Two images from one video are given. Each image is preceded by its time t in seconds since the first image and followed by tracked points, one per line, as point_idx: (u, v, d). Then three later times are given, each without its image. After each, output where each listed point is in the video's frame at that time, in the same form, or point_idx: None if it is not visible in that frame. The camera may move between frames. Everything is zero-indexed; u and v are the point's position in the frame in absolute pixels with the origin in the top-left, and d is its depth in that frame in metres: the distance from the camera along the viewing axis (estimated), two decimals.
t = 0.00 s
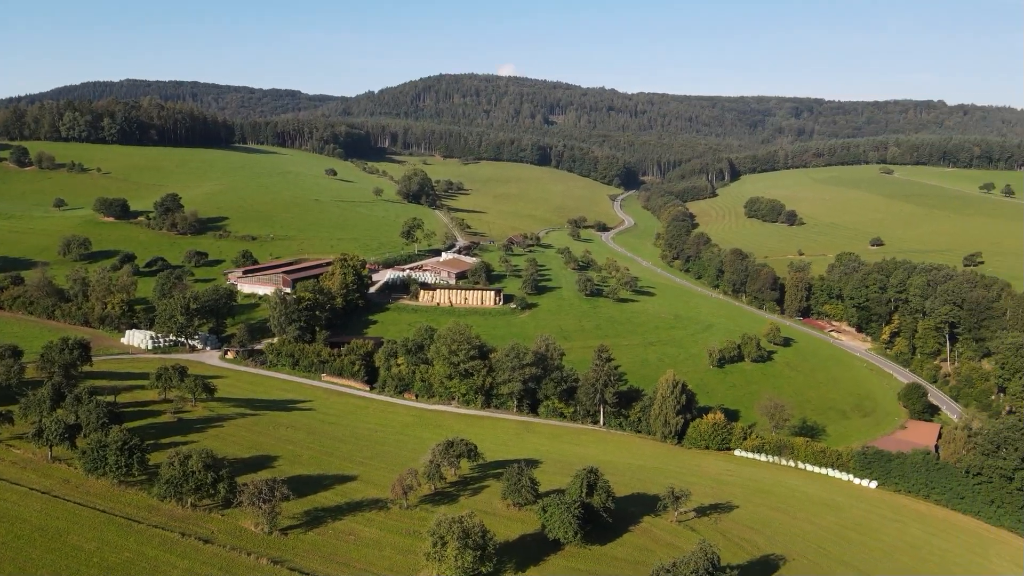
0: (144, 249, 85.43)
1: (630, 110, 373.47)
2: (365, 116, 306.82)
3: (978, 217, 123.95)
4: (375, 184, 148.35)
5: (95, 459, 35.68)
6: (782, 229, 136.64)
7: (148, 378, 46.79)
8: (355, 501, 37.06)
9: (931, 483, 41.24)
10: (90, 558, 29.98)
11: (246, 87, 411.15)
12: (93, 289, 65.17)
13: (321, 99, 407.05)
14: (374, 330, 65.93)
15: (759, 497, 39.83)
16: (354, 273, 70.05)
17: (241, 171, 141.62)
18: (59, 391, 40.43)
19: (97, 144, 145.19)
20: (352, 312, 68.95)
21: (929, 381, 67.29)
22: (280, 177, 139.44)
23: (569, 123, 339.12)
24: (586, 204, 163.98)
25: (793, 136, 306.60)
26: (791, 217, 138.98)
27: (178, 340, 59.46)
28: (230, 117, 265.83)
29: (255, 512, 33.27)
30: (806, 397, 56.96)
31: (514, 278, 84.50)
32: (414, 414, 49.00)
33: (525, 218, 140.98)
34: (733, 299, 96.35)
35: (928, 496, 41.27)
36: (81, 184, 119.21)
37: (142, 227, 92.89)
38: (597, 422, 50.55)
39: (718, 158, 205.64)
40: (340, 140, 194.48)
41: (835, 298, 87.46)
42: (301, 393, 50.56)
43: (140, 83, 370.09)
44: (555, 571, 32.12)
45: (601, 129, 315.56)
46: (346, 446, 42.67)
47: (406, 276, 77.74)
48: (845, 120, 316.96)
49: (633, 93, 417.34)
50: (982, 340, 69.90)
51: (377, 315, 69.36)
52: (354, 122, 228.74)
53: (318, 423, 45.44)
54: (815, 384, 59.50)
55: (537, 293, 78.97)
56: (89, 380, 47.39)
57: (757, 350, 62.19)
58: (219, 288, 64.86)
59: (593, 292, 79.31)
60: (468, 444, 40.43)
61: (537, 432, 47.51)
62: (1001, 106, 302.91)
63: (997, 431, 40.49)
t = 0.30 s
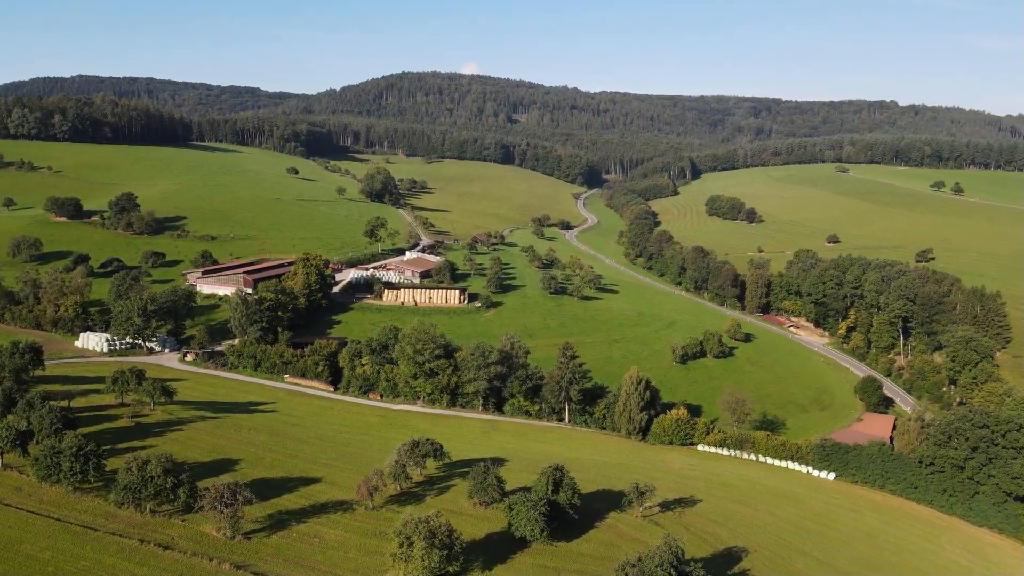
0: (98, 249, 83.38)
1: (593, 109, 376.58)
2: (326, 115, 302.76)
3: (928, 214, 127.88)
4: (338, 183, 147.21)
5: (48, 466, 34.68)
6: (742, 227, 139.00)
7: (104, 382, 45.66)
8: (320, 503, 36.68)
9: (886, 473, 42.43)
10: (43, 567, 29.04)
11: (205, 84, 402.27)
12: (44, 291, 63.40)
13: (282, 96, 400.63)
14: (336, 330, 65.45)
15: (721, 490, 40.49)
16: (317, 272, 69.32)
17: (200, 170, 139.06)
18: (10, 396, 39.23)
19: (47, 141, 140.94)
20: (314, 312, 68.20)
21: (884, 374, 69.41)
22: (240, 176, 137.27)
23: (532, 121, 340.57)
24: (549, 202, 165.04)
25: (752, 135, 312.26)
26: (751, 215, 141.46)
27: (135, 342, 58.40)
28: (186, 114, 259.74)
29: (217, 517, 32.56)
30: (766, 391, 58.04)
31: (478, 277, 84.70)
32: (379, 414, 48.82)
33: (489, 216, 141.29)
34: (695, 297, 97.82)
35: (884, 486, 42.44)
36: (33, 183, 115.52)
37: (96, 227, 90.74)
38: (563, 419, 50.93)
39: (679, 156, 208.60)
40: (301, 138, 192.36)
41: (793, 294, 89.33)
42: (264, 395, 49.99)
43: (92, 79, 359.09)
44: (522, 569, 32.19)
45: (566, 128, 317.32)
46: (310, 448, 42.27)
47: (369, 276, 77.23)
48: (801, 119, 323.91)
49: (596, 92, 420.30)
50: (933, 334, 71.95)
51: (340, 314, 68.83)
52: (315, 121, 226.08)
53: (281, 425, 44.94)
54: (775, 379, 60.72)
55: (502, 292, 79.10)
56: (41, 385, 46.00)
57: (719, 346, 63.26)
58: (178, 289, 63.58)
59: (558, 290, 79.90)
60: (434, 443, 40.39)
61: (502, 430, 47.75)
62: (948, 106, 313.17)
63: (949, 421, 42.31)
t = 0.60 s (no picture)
0: (50, 250, 81.14)
1: (556, 108, 378.30)
2: (286, 112, 297.84)
3: (881, 212, 131.29)
4: (300, 182, 145.81)
5: None
6: (703, 225, 141.02)
7: (58, 386, 44.44)
8: (284, 506, 36.26)
9: (844, 465, 43.47)
10: None
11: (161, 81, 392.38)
12: None
13: (242, 94, 393.39)
14: (299, 330, 64.82)
15: (685, 485, 41.08)
16: (279, 272, 68.47)
17: (158, 168, 136.09)
18: None
19: None
20: (276, 312, 67.36)
21: (841, 368, 71.28)
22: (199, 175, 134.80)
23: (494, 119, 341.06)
24: (513, 200, 165.78)
25: (712, 134, 316.71)
26: (712, 213, 143.15)
27: (89, 345, 57.21)
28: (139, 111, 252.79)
29: (177, 522, 31.85)
30: (728, 386, 59.06)
31: (443, 276, 84.65)
32: (343, 415, 48.51)
33: (454, 215, 141.24)
34: (658, 294, 99.13)
35: (842, 478, 43.48)
36: None
37: (47, 227, 88.36)
38: (528, 417, 51.21)
39: (641, 155, 211.11)
40: (261, 136, 189.58)
41: (754, 291, 91.26)
42: (225, 398, 49.27)
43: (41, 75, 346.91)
44: (489, 568, 32.18)
45: (531, 127, 318.48)
46: (273, 450, 41.79)
47: (332, 276, 76.57)
48: (760, 119, 329.56)
49: (559, 91, 421.74)
50: (888, 328, 73.79)
51: (303, 315, 68.11)
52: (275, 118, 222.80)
53: (244, 427, 44.36)
54: (736, 374, 61.83)
55: (467, 291, 79.19)
56: None
57: (682, 342, 64.25)
58: (134, 290, 62.15)
59: (523, 288, 80.33)
60: (400, 443, 40.22)
61: (468, 428, 47.83)
62: (899, 107, 322.75)
63: (903, 414, 43.51)
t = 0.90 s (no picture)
0: None
1: (518, 105, 377.45)
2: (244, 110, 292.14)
3: (836, 209, 134.53)
4: (261, 181, 143.80)
5: None
6: (665, 223, 142.54)
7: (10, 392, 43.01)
8: (247, 509, 35.72)
9: (803, 458, 44.44)
10: None
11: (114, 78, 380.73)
12: None
13: (200, 91, 384.81)
14: (260, 331, 63.97)
15: (649, 480, 41.57)
16: (240, 273, 67.48)
17: (113, 167, 132.67)
18: None
19: None
20: (237, 313, 66.41)
21: (800, 363, 73.04)
22: (156, 174, 131.84)
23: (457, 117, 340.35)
24: (477, 199, 165.98)
25: (674, 134, 320.42)
26: (673, 211, 144.28)
27: (42, 349, 55.66)
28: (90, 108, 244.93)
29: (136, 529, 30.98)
30: (690, 382, 59.92)
31: (407, 275, 84.33)
32: (307, 416, 48.04)
33: (418, 214, 140.69)
34: (622, 291, 100.28)
35: (802, 470, 44.41)
36: None
37: None
38: (494, 416, 51.37)
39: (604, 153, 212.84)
40: (220, 134, 186.28)
41: (715, 288, 93.08)
42: (185, 401, 48.38)
43: None
44: (456, 567, 32.10)
45: (496, 125, 318.47)
46: (235, 453, 41.18)
47: (295, 276, 75.73)
48: (720, 117, 334.74)
49: (521, 89, 422.09)
50: (845, 324, 75.57)
51: (265, 315, 67.20)
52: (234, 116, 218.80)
53: (205, 431, 43.62)
54: (699, 370, 62.77)
55: (432, 290, 79.20)
56: None
57: (645, 339, 65.07)
58: (88, 292, 60.56)
59: (487, 287, 80.57)
60: (365, 444, 39.98)
61: (433, 428, 47.77)
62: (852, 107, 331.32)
63: (859, 406, 44.68)
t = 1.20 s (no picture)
0: None
1: (481, 103, 376.18)
2: (201, 107, 286.62)
3: (794, 207, 137.52)
4: (220, 179, 141.43)
5: None
6: (627, 221, 143.91)
7: None
8: (207, 513, 35.12)
9: (763, 451, 45.30)
10: None
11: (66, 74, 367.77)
12: None
13: (157, 87, 376.03)
14: (220, 332, 62.99)
15: (614, 476, 41.96)
16: (199, 273, 66.27)
17: (65, 166, 128.94)
18: None
19: None
20: (196, 314, 65.30)
21: (761, 358, 74.61)
22: (110, 173, 128.57)
23: (419, 116, 338.75)
24: (441, 198, 165.88)
25: (637, 133, 323.67)
26: (636, 209, 145.74)
27: None
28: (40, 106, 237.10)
29: (93, 536, 29.95)
30: (654, 378, 60.65)
31: (371, 274, 83.85)
32: (269, 418, 47.47)
33: (382, 213, 139.94)
34: (586, 289, 101.22)
35: (763, 463, 45.26)
36: None
37: None
38: (459, 415, 51.41)
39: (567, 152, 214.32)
40: (177, 131, 182.66)
41: (678, 285, 94.62)
42: (143, 405, 47.41)
43: None
44: (422, 568, 31.95)
45: (460, 124, 318.30)
46: (195, 457, 40.50)
47: (256, 276, 74.69)
48: (682, 117, 339.25)
49: (485, 88, 422.11)
50: (804, 319, 76.93)
51: (224, 317, 65.98)
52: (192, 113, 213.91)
53: (164, 435, 42.81)
54: (662, 366, 63.58)
55: (396, 289, 79.00)
56: None
57: (610, 336, 65.74)
58: (39, 294, 58.85)
59: (451, 285, 80.63)
60: (329, 445, 39.59)
61: (398, 428, 47.64)
62: (809, 108, 338.63)
63: (817, 400, 45.64)
